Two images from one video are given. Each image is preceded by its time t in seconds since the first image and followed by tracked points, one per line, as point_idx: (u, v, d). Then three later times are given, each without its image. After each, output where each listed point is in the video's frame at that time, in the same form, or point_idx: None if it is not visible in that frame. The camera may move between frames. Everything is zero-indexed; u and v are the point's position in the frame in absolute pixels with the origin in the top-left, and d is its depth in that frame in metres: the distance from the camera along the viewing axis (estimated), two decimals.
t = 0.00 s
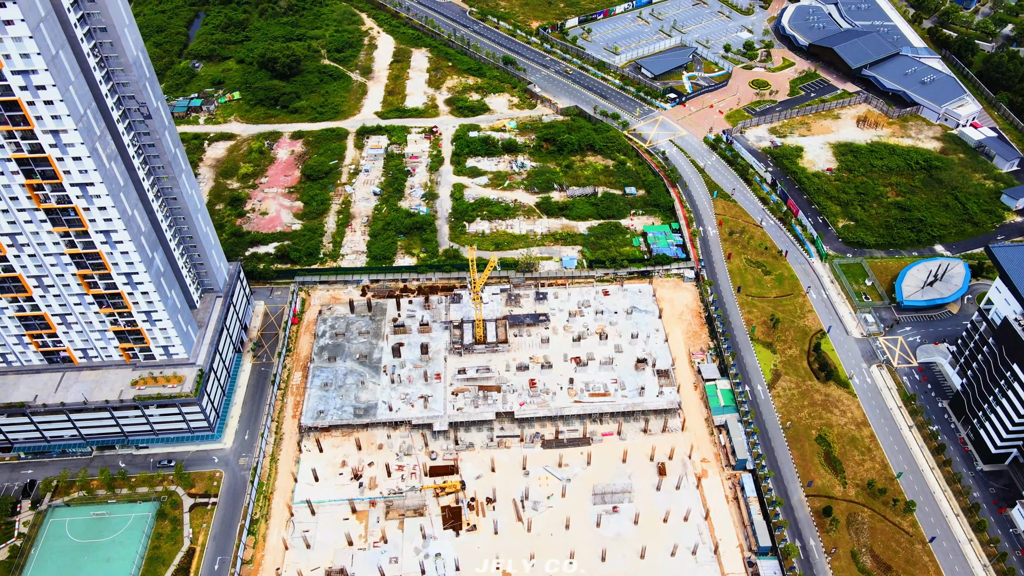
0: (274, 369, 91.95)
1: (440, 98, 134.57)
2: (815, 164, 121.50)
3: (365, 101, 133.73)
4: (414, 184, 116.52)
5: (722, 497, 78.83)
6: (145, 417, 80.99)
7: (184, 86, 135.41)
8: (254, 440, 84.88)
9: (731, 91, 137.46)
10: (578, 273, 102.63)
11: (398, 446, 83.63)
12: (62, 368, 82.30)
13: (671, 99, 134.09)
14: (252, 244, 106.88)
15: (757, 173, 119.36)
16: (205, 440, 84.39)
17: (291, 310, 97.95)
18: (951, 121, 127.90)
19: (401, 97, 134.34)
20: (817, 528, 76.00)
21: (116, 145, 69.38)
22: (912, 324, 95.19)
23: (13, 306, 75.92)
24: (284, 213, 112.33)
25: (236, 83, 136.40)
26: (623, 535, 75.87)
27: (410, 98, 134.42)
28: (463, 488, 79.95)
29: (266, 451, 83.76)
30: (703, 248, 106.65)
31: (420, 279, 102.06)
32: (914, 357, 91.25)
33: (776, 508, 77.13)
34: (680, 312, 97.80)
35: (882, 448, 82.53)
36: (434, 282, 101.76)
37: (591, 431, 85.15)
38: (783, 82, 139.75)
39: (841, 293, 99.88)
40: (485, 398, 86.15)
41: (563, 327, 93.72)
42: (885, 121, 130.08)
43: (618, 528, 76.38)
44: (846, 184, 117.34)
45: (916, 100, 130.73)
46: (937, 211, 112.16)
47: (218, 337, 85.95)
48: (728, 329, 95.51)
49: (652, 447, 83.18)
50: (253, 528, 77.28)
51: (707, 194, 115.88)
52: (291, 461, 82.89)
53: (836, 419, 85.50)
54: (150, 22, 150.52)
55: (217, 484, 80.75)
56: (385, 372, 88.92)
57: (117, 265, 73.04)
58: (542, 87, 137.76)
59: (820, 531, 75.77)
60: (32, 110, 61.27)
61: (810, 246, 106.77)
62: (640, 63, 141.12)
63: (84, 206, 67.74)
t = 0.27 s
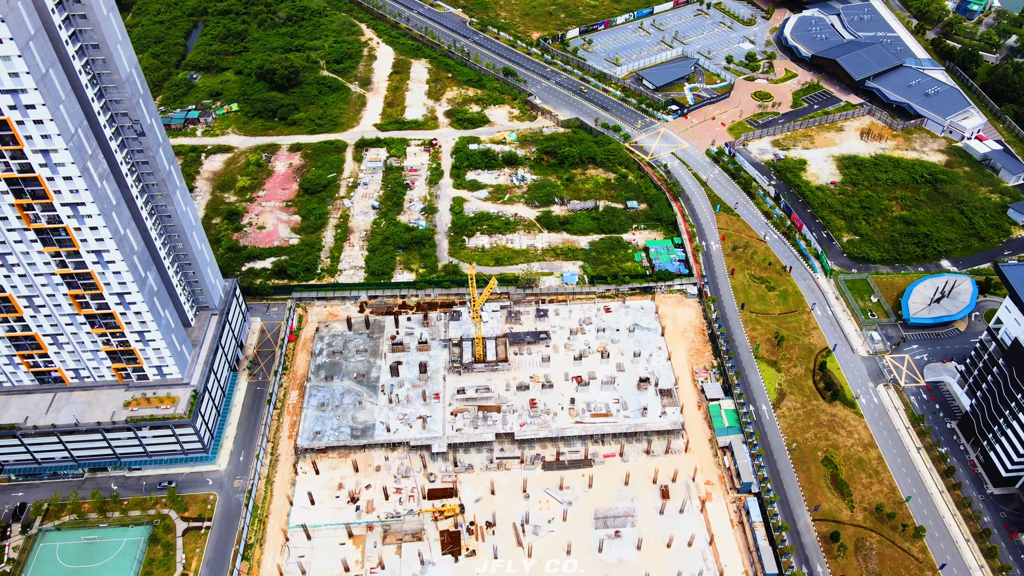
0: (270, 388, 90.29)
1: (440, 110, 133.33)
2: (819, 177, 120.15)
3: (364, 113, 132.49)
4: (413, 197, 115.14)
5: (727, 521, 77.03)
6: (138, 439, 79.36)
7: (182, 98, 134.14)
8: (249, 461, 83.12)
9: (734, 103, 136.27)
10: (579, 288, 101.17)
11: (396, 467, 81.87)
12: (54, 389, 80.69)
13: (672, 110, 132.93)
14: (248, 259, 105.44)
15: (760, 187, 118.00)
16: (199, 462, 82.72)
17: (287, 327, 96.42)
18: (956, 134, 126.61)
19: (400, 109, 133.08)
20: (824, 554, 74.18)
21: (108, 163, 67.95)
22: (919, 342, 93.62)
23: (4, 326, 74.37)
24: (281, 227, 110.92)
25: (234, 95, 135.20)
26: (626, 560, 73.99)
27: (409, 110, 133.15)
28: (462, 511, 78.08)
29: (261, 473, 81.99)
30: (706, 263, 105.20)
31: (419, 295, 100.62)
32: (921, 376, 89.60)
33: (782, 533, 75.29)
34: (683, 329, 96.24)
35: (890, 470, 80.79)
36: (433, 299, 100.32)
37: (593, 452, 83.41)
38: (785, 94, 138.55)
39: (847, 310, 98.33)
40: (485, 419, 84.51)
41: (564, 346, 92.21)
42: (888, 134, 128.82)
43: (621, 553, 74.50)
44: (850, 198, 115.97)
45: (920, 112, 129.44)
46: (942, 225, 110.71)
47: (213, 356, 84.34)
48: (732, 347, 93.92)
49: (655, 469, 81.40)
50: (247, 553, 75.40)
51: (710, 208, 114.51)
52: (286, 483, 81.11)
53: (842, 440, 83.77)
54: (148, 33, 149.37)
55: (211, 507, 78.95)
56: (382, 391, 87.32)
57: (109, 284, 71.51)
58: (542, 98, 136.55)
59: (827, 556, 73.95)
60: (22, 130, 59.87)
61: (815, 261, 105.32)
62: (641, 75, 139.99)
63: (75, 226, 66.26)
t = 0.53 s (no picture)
0: (266, 407, 88.63)
1: (440, 122, 132.06)
2: (823, 191, 118.75)
3: (363, 125, 131.19)
4: (412, 211, 113.77)
5: (732, 546, 75.24)
6: (131, 461, 77.75)
7: (180, 110, 132.89)
8: (244, 483, 81.37)
9: (736, 115, 135.03)
10: (581, 305, 99.70)
11: (394, 490, 80.12)
12: (45, 410, 79.14)
13: (675, 123, 131.72)
14: (245, 275, 104.03)
15: (764, 201, 116.62)
16: (193, 484, 81.04)
17: (284, 344, 94.90)
18: (962, 147, 125.25)
19: (400, 121, 131.82)
20: None
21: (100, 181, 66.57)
22: (927, 361, 92.02)
23: None
24: (279, 242, 109.52)
25: (232, 106, 134.00)
26: None
27: (409, 122, 131.89)
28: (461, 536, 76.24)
29: (256, 496, 80.23)
30: (709, 279, 103.75)
31: (418, 312, 99.16)
32: (929, 396, 87.95)
33: (789, 559, 73.47)
34: (686, 347, 94.69)
35: (898, 494, 79.07)
36: (432, 315, 98.86)
37: (595, 474, 81.64)
38: (789, 105, 137.30)
39: (853, 327, 96.78)
40: (485, 440, 82.88)
41: (565, 364, 90.69)
42: (893, 147, 127.47)
43: None
44: (855, 212, 114.52)
45: (925, 125, 128.09)
46: (949, 240, 109.21)
47: (208, 376, 82.79)
48: (736, 366, 92.31)
49: (658, 492, 79.63)
50: None
51: (713, 222, 113.10)
52: (281, 506, 79.37)
53: (849, 462, 82.07)
54: (147, 43, 148.25)
55: (204, 531, 77.16)
56: (380, 411, 85.73)
57: (101, 304, 70.03)
58: (544, 110, 135.33)
59: None
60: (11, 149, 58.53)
61: (820, 277, 103.83)
62: (643, 86, 138.80)
63: (66, 246, 64.82)
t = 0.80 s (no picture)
0: (262, 429, 86.78)
1: (441, 136, 130.62)
2: (828, 207, 117.11)
3: (363, 138, 129.77)
4: (412, 227, 112.25)
5: None
6: (123, 487, 75.96)
7: (178, 123, 131.55)
8: (239, 509, 79.39)
9: (740, 129, 133.60)
10: (583, 324, 98.02)
11: (392, 516, 78.13)
12: (36, 433, 77.46)
13: (678, 137, 130.34)
14: (242, 292, 102.46)
15: (769, 217, 115.03)
16: (186, 509, 79.15)
17: (281, 364, 93.20)
18: (969, 162, 123.67)
19: (400, 134, 130.42)
20: None
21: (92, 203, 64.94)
22: (936, 383, 90.15)
23: None
24: (277, 258, 107.99)
25: (231, 119, 132.68)
26: None
27: (409, 135, 130.48)
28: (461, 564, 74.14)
29: (251, 522, 78.25)
30: (714, 297, 102.09)
31: (418, 331, 97.53)
32: (940, 420, 86.03)
33: None
34: (690, 368, 92.90)
35: (909, 522, 77.05)
36: (432, 334, 97.24)
37: (597, 500, 79.62)
38: (793, 119, 135.88)
39: (860, 348, 94.96)
40: (485, 465, 81.02)
41: (568, 386, 88.97)
42: (899, 161, 125.93)
43: None
44: (861, 228, 112.85)
45: (931, 139, 126.56)
46: (957, 258, 107.48)
47: (203, 398, 81.04)
48: (742, 388, 90.45)
49: (663, 519, 77.62)
50: None
51: (717, 239, 111.51)
52: (276, 533, 77.40)
53: (858, 489, 80.12)
54: (146, 55, 147.06)
55: (197, 558, 75.15)
56: (379, 434, 83.92)
57: (93, 328, 68.33)
58: (545, 124, 133.96)
59: None
60: None
61: (826, 295, 102.10)
62: (646, 100, 137.46)
63: (56, 269, 63.16)
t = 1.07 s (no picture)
0: (258, 450, 85.01)
1: (441, 148, 129.26)
2: (834, 223, 115.62)
3: (363, 151, 128.48)
4: (412, 242, 110.84)
5: None
6: (114, 511, 74.27)
7: (177, 135, 130.37)
8: (233, 533, 77.47)
9: (744, 142, 132.27)
10: (585, 342, 96.43)
11: (389, 542, 76.24)
12: (27, 456, 75.87)
13: (681, 150, 129.00)
14: (240, 309, 101.03)
15: (773, 233, 113.58)
16: (180, 534, 77.32)
17: (279, 383, 91.60)
18: (976, 176, 122.19)
19: (401, 147, 129.13)
20: None
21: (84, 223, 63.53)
22: (946, 404, 88.42)
23: None
24: (275, 274, 106.59)
25: (230, 132, 131.50)
26: None
27: (410, 148, 129.16)
28: None
29: (245, 547, 76.33)
30: (718, 315, 100.51)
31: (418, 349, 96.01)
32: (950, 443, 84.22)
33: None
34: (695, 388, 91.17)
35: (920, 549, 75.06)
36: (431, 353, 95.70)
37: (601, 525, 77.67)
38: (797, 133, 134.58)
39: (868, 368, 93.25)
40: (485, 489, 79.28)
41: (570, 407, 87.33)
42: (905, 176, 124.46)
43: None
44: (868, 244, 111.32)
45: (938, 153, 125.13)
46: (965, 275, 105.88)
47: (197, 420, 79.43)
48: (747, 409, 88.69)
49: (667, 546, 75.66)
50: None
51: (721, 255, 110.03)
52: (271, 559, 75.49)
53: (867, 514, 78.22)
54: (145, 67, 146.09)
55: None
56: (377, 457, 82.26)
57: (85, 351, 66.80)
58: (547, 137, 132.69)
59: None
60: None
61: (832, 313, 100.49)
62: (648, 112, 136.20)
63: (47, 292, 61.67)
